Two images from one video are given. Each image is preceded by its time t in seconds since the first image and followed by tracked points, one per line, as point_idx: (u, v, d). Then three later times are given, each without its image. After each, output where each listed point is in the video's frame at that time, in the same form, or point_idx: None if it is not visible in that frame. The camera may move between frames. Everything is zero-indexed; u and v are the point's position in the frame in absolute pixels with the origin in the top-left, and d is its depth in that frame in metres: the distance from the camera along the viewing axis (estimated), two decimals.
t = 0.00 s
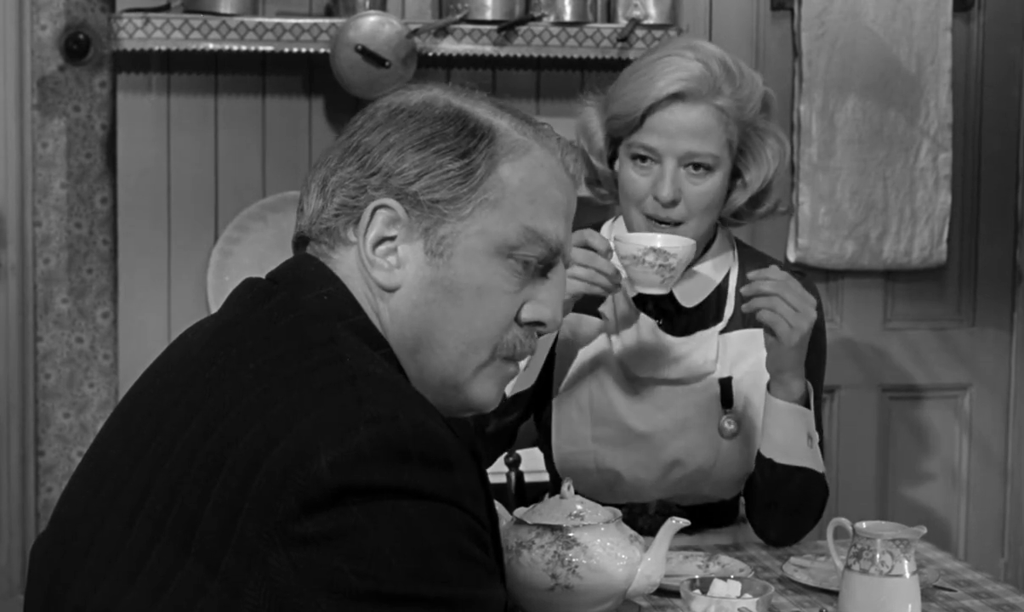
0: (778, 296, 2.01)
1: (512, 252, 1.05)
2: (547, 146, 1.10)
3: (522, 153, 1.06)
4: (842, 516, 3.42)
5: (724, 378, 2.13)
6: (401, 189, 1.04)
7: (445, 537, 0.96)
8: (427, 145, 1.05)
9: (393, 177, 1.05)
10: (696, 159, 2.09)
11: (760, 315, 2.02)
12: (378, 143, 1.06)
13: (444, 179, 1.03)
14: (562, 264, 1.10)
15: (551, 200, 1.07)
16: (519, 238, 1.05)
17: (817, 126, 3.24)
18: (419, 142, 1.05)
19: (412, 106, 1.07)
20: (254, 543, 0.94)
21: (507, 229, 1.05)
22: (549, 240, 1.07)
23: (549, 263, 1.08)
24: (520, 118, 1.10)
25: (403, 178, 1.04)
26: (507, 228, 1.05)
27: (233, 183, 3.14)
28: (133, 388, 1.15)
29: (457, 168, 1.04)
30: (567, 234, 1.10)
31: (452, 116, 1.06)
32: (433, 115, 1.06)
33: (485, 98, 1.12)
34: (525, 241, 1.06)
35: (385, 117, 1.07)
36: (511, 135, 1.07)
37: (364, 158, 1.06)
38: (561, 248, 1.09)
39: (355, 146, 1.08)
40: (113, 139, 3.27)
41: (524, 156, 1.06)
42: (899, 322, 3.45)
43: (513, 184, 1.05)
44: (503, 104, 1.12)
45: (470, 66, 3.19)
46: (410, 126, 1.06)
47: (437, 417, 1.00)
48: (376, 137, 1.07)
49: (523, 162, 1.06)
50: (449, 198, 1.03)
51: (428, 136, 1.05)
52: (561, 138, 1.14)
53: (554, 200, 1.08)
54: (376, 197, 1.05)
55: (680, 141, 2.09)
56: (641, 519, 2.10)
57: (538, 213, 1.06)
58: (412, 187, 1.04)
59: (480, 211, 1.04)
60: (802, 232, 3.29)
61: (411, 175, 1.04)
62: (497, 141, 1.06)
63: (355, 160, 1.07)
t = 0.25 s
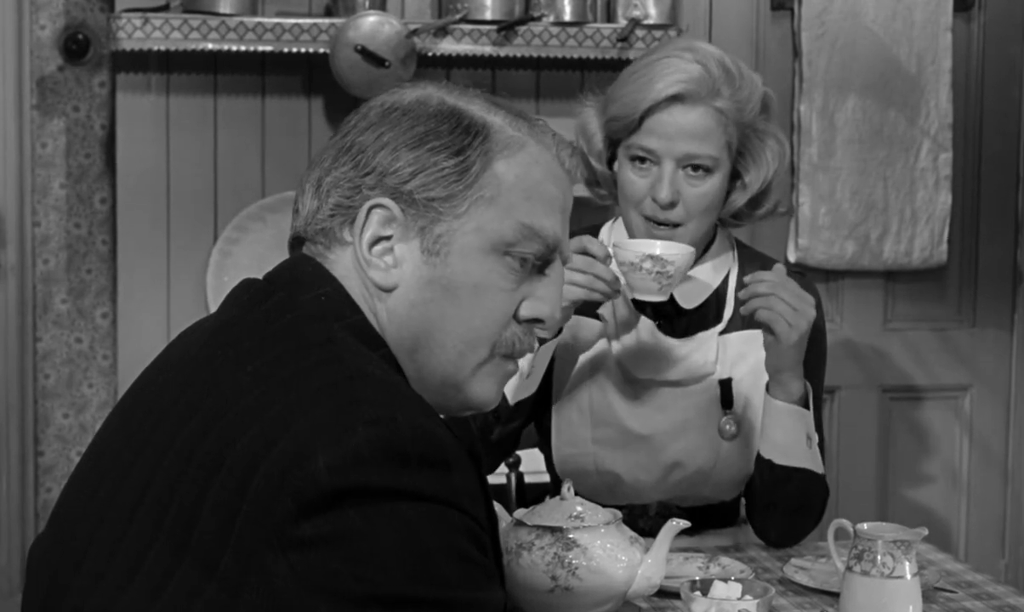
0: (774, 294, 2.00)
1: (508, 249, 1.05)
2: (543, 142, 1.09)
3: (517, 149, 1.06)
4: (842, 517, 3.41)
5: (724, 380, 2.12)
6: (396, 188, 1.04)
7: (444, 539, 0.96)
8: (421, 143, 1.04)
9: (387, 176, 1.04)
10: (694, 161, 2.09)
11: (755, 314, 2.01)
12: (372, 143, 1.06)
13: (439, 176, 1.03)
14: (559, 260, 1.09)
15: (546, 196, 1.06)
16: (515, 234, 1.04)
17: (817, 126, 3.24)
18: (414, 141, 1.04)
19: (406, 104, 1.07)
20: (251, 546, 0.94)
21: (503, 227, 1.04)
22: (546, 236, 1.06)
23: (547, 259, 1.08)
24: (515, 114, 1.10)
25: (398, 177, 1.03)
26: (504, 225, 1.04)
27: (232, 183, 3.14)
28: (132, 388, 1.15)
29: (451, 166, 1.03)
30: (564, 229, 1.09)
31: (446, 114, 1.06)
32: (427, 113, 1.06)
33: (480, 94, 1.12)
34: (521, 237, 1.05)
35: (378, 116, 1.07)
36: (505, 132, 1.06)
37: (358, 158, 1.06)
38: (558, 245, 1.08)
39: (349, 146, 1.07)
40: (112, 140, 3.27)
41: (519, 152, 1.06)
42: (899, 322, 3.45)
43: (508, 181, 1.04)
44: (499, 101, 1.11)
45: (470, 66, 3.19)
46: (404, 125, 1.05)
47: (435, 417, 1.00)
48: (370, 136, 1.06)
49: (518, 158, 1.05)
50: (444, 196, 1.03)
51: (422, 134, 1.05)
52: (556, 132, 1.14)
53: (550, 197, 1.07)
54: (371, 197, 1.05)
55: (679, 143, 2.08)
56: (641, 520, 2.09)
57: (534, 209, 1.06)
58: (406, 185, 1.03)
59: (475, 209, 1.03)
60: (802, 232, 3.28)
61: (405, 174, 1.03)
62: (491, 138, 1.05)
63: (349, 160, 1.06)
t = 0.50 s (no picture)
0: (773, 292, 1.99)
1: (504, 245, 1.04)
2: (536, 137, 1.09)
3: (510, 145, 1.05)
4: (842, 518, 3.40)
5: (723, 381, 2.13)
6: (390, 186, 1.03)
7: (441, 541, 0.95)
8: (415, 141, 1.04)
9: (381, 175, 1.04)
10: (692, 164, 2.08)
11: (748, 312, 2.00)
12: (365, 142, 1.05)
13: (433, 174, 1.02)
14: (556, 256, 1.09)
15: (542, 192, 1.06)
16: (511, 231, 1.04)
17: (817, 126, 3.23)
18: (407, 139, 1.04)
19: (399, 102, 1.06)
20: (248, 549, 0.93)
21: (499, 223, 1.04)
22: (541, 232, 1.06)
23: (544, 255, 1.07)
24: (508, 111, 1.10)
25: (392, 175, 1.03)
26: (499, 222, 1.04)
27: (231, 184, 3.13)
28: (127, 389, 1.14)
29: (445, 163, 1.03)
30: (559, 225, 1.09)
31: (439, 111, 1.05)
32: (419, 111, 1.05)
33: (474, 91, 1.12)
34: (517, 234, 1.04)
35: (371, 114, 1.06)
36: (500, 128, 1.06)
37: (351, 157, 1.05)
38: (553, 241, 1.08)
39: (342, 145, 1.07)
40: (110, 140, 3.26)
41: (513, 149, 1.05)
42: (899, 322, 3.44)
43: (503, 178, 1.04)
44: (493, 98, 1.11)
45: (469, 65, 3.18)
46: (397, 123, 1.05)
47: (432, 419, 0.99)
48: (363, 136, 1.06)
49: (512, 154, 1.05)
50: (438, 193, 1.02)
51: (415, 132, 1.04)
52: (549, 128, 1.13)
53: (545, 193, 1.07)
54: (365, 196, 1.04)
55: (676, 146, 2.07)
56: (641, 521, 2.08)
57: (530, 206, 1.05)
58: (400, 184, 1.03)
59: (471, 205, 1.03)
60: (802, 232, 3.27)
61: (399, 172, 1.03)
62: (485, 134, 1.05)
63: (342, 159, 1.06)
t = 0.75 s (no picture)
0: (773, 294, 1.99)
1: (501, 243, 1.04)
2: (532, 133, 1.08)
3: (506, 142, 1.05)
4: (842, 519, 3.39)
5: (723, 382, 2.12)
6: (384, 185, 1.03)
7: (439, 542, 0.94)
8: (409, 139, 1.03)
9: (375, 173, 1.03)
10: (691, 165, 2.07)
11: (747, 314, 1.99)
12: (359, 140, 1.04)
13: (429, 171, 1.02)
14: (553, 252, 1.09)
15: (538, 189, 1.06)
16: (507, 228, 1.04)
17: (817, 126, 3.22)
18: (401, 136, 1.03)
19: (392, 99, 1.06)
20: (244, 551, 0.93)
21: (495, 221, 1.04)
22: (538, 230, 1.06)
23: (540, 253, 1.07)
24: (503, 107, 1.09)
25: (386, 173, 1.02)
26: (495, 219, 1.04)
27: (231, 184, 3.12)
28: (124, 387, 1.13)
29: (440, 160, 1.02)
30: (557, 222, 1.09)
31: (433, 108, 1.04)
32: (413, 108, 1.04)
33: (467, 87, 1.11)
34: (514, 231, 1.04)
35: (365, 112, 1.06)
36: (495, 124, 1.05)
37: (345, 155, 1.04)
38: (551, 237, 1.08)
39: (336, 144, 1.06)
40: (108, 139, 3.24)
41: (508, 145, 1.05)
42: (900, 323, 3.43)
43: (499, 175, 1.04)
44: (487, 94, 1.10)
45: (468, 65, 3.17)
46: (391, 120, 1.04)
47: (430, 419, 0.98)
48: (356, 134, 1.05)
49: (508, 151, 1.05)
50: (434, 191, 1.02)
51: (409, 129, 1.03)
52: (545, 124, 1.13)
53: (541, 190, 1.07)
54: (359, 194, 1.03)
55: (675, 148, 2.06)
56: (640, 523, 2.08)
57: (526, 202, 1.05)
58: (395, 182, 1.02)
59: (466, 202, 1.03)
60: (802, 232, 3.27)
61: (394, 170, 1.02)
62: (480, 131, 1.04)
63: (336, 158, 1.05)
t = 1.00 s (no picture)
0: (774, 293, 1.98)
1: (496, 237, 1.04)
2: (527, 126, 1.08)
3: (500, 135, 1.05)
4: (842, 520, 3.38)
5: (722, 380, 2.11)
6: (378, 179, 1.02)
7: (435, 541, 0.93)
8: (402, 132, 1.03)
9: (369, 167, 1.03)
10: (691, 162, 2.06)
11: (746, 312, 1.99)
12: (351, 134, 1.04)
13: (422, 165, 1.02)
14: (549, 246, 1.09)
15: (533, 183, 1.06)
16: (502, 222, 1.04)
17: (816, 126, 3.21)
18: (394, 130, 1.03)
19: (385, 93, 1.06)
20: (238, 551, 0.91)
21: (490, 214, 1.03)
22: (534, 223, 1.06)
23: (536, 247, 1.07)
24: (496, 100, 1.09)
25: (380, 168, 1.02)
26: (490, 213, 1.03)
27: (226, 184, 3.11)
28: (117, 385, 1.12)
29: (434, 154, 1.02)
30: (552, 216, 1.09)
31: (426, 101, 1.04)
32: (407, 102, 1.04)
33: (460, 80, 1.11)
34: (509, 225, 1.04)
35: (358, 106, 1.06)
36: (489, 117, 1.05)
37: (338, 150, 1.04)
38: (547, 231, 1.08)
39: (328, 138, 1.06)
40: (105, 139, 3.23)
41: (503, 138, 1.05)
42: (899, 323, 3.42)
43: (493, 168, 1.04)
44: (480, 87, 1.10)
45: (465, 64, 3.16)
46: (384, 114, 1.04)
47: (426, 418, 0.97)
48: (349, 128, 1.05)
49: (502, 144, 1.05)
50: (427, 185, 1.02)
51: (403, 123, 1.03)
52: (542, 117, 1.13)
53: (537, 183, 1.06)
54: (352, 189, 1.03)
55: (675, 145, 2.05)
56: (638, 523, 2.06)
57: (521, 195, 1.05)
58: (389, 176, 1.02)
59: (461, 196, 1.03)
60: (801, 232, 3.25)
61: (387, 164, 1.02)
62: (474, 124, 1.04)
63: (329, 153, 1.05)
